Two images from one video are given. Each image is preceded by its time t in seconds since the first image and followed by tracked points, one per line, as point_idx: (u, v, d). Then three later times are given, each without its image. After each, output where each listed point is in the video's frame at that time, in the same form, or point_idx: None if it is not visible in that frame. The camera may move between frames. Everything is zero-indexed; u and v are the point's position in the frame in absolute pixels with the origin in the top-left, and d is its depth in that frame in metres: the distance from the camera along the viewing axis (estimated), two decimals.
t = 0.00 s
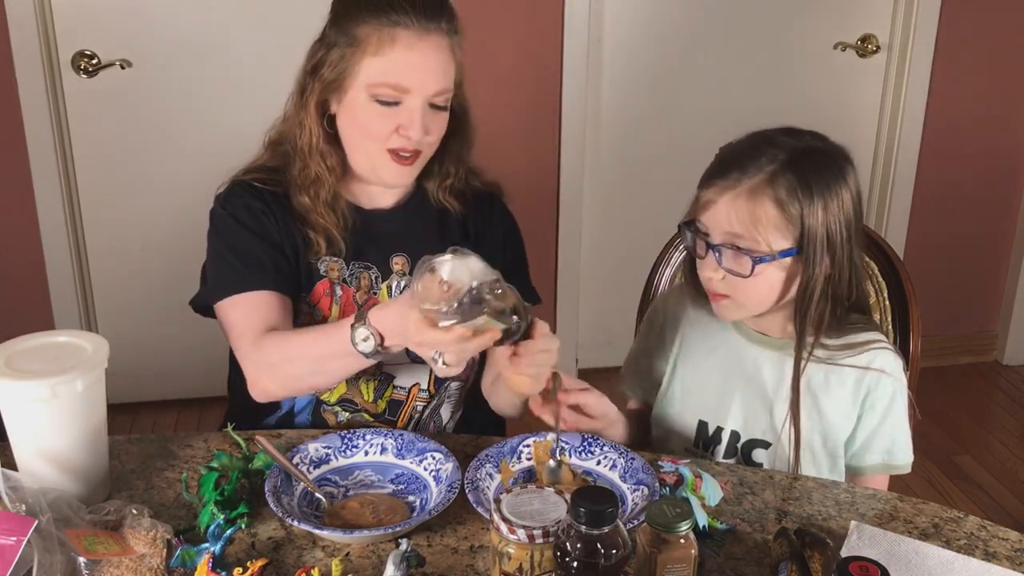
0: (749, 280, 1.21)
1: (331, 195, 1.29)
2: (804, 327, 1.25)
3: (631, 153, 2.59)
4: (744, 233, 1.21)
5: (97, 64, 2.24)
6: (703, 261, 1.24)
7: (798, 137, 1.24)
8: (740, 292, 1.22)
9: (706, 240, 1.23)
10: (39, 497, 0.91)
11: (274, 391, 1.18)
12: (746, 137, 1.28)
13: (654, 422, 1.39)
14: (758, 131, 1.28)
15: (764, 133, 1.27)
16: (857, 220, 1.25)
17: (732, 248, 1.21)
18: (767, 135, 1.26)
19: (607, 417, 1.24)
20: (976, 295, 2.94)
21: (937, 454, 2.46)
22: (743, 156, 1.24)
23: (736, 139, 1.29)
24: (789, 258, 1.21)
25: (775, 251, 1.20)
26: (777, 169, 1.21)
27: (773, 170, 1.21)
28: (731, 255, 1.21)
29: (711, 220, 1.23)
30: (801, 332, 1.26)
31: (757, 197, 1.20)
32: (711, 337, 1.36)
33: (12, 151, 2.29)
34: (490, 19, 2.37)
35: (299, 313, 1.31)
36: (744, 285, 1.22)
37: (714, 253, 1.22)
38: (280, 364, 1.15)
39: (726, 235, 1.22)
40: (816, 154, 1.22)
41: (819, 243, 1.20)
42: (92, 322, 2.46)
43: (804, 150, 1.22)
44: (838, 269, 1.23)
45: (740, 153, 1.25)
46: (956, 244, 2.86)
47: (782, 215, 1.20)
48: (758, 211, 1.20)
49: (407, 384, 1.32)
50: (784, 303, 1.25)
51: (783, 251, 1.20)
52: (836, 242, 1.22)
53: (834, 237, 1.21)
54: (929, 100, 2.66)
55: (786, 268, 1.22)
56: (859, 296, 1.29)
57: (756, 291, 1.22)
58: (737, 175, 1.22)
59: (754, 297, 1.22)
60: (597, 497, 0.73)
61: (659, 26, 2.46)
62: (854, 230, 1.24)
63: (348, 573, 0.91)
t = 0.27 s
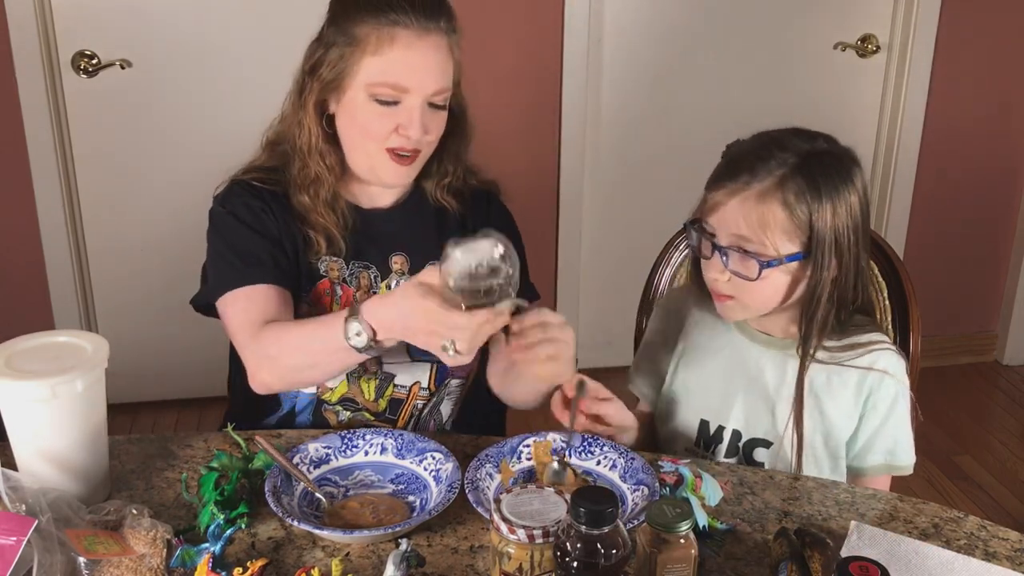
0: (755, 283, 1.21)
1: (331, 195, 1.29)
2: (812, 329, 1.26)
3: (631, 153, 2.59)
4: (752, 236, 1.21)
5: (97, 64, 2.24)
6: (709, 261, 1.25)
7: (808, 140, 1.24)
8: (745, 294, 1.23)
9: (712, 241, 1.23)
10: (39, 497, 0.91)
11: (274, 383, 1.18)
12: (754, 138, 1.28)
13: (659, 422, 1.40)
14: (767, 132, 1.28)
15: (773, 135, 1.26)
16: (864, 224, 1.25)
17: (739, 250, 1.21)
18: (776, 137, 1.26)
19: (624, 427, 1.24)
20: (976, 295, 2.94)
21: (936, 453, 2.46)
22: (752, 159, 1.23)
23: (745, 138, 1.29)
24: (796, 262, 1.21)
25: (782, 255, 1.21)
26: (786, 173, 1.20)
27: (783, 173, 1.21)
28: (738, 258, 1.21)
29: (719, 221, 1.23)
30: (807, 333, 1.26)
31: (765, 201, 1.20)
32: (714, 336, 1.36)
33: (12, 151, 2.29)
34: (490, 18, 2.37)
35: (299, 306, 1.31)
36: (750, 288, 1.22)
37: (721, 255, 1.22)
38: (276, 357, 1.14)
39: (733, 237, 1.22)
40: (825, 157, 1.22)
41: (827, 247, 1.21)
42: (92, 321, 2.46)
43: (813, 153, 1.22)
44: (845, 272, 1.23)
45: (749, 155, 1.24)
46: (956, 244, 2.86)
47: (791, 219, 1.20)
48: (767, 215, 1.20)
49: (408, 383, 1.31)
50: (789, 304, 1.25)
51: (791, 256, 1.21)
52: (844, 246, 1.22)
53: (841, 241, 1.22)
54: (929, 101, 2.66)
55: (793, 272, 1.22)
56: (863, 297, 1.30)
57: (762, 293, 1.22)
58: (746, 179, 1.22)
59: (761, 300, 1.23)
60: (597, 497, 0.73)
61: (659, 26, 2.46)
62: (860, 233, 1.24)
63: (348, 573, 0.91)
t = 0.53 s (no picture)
0: (767, 287, 1.22)
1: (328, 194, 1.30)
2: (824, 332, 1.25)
3: (630, 153, 2.59)
4: (763, 241, 1.21)
5: (97, 64, 2.24)
6: (720, 265, 1.25)
7: (820, 143, 1.23)
8: (757, 297, 1.23)
9: (725, 244, 1.23)
10: (39, 497, 0.91)
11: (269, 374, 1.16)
12: (766, 140, 1.27)
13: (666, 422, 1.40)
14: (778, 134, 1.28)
15: (783, 137, 1.26)
16: (877, 227, 1.24)
17: (751, 255, 1.21)
18: (786, 139, 1.25)
19: (626, 431, 1.24)
20: (976, 295, 2.94)
21: (937, 453, 2.46)
22: (763, 163, 1.23)
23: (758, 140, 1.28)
24: (807, 267, 1.21)
25: (794, 260, 1.21)
26: (797, 178, 1.20)
27: (794, 178, 1.20)
28: (750, 262, 1.21)
29: (731, 226, 1.23)
30: (819, 334, 1.27)
31: (778, 206, 1.20)
32: (725, 335, 1.37)
33: (12, 151, 2.29)
34: (489, 18, 2.37)
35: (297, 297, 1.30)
36: (762, 292, 1.22)
37: (733, 259, 1.22)
38: (264, 355, 1.11)
39: (744, 242, 1.22)
40: (836, 161, 1.22)
41: (838, 252, 1.21)
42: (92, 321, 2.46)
43: (825, 157, 1.22)
44: (856, 276, 1.23)
45: (761, 158, 1.24)
46: (956, 244, 2.86)
47: (802, 224, 1.20)
48: (779, 220, 1.20)
49: (406, 381, 1.31)
50: (799, 306, 1.26)
51: (802, 260, 1.21)
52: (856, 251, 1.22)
53: (853, 245, 1.22)
54: (929, 101, 2.66)
55: (804, 277, 1.22)
56: (877, 299, 1.29)
57: (774, 298, 1.22)
58: (759, 184, 1.21)
59: (774, 305, 1.23)
60: (597, 497, 0.73)
61: (658, 26, 2.46)
62: (870, 236, 1.23)
63: (348, 573, 0.91)
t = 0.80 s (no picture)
0: (780, 297, 1.22)
1: (331, 195, 1.30)
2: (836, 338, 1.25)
3: (630, 154, 2.59)
4: (775, 253, 1.21)
5: (97, 64, 2.24)
6: (731, 275, 1.24)
7: (825, 147, 1.23)
8: (770, 306, 1.23)
9: (736, 255, 1.23)
10: (39, 497, 0.91)
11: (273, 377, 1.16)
12: (770, 146, 1.27)
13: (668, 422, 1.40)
14: (783, 138, 1.27)
15: (788, 142, 1.25)
16: (882, 229, 1.25)
17: (763, 265, 1.21)
18: (790, 144, 1.24)
19: (621, 427, 1.28)
20: (976, 295, 2.94)
21: (937, 453, 2.46)
22: (769, 172, 1.22)
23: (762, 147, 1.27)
24: (819, 274, 1.21)
25: (806, 268, 1.21)
26: (805, 187, 1.20)
27: (802, 187, 1.20)
28: (762, 273, 1.21)
29: (741, 237, 1.23)
30: (831, 339, 1.25)
31: (787, 216, 1.20)
32: (728, 335, 1.37)
33: (12, 150, 2.29)
34: (489, 18, 2.37)
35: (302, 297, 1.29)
36: (775, 301, 1.22)
37: (745, 271, 1.22)
38: (281, 354, 1.13)
39: (755, 253, 1.22)
40: (842, 166, 1.21)
41: (850, 257, 1.21)
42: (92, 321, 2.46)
43: (831, 162, 1.21)
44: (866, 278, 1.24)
45: (767, 167, 1.23)
46: (956, 244, 2.86)
47: (813, 232, 1.20)
48: (789, 229, 1.20)
49: (411, 378, 1.31)
50: (808, 311, 1.26)
51: (814, 268, 1.21)
52: (863, 254, 1.22)
53: (862, 248, 1.22)
54: (929, 101, 2.66)
55: (815, 284, 1.22)
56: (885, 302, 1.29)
57: (787, 306, 1.22)
58: (766, 195, 1.21)
59: (787, 311, 1.23)
60: (597, 497, 0.73)
61: (658, 26, 2.46)
62: (877, 239, 1.24)
63: (348, 573, 0.91)
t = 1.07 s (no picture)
0: (779, 302, 1.22)
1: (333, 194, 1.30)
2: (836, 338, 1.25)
3: (630, 153, 2.59)
4: (773, 260, 1.21)
5: (97, 64, 2.24)
6: (731, 281, 1.24)
7: (821, 150, 1.22)
8: (770, 310, 1.23)
9: (734, 263, 1.23)
10: (39, 497, 0.91)
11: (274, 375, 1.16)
12: (767, 149, 1.26)
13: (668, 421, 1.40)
14: (781, 140, 1.26)
15: (784, 146, 1.24)
16: (879, 228, 1.24)
17: (762, 272, 1.21)
18: (786, 148, 1.24)
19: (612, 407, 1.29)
20: (976, 295, 2.94)
21: (936, 453, 2.46)
22: (764, 179, 1.22)
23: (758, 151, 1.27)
24: (817, 278, 1.21)
25: (804, 274, 1.21)
26: (800, 194, 1.20)
27: (797, 193, 1.20)
28: (761, 279, 1.21)
29: (738, 244, 1.23)
30: (832, 341, 1.25)
31: (784, 224, 1.19)
32: (729, 335, 1.37)
33: (12, 150, 2.29)
34: (489, 18, 2.37)
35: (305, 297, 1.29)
36: (774, 306, 1.22)
37: (744, 278, 1.22)
38: (282, 351, 1.13)
39: (753, 260, 1.22)
40: (839, 169, 1.21)
41: (848, 261, 1.21)
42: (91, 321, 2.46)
43: (827, 166, 1.21)
44: (865, 281, 1.24)
45: (762, 173, 1.23)
46: (956, 244, 2.86)
47: (809, 238, 1.20)
48: (786, 236, 1.20)
49: (412, 376, 1.32)
50: (808, 313, 1.26)
51: (811, 273, 1.21)
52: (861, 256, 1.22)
53: (860, 251, 1.22)
54: (929, 101, 2.66)
55: (813, 288, 1.22)
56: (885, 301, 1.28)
57: (785, 310, 1.23)
58: (761, 204, 1.21)
59: (786, 316, 1.24)
60: (597, 497, 0.73)
61: (658, 26, 2.46)
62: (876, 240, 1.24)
63: (348, 573, 0.91)
